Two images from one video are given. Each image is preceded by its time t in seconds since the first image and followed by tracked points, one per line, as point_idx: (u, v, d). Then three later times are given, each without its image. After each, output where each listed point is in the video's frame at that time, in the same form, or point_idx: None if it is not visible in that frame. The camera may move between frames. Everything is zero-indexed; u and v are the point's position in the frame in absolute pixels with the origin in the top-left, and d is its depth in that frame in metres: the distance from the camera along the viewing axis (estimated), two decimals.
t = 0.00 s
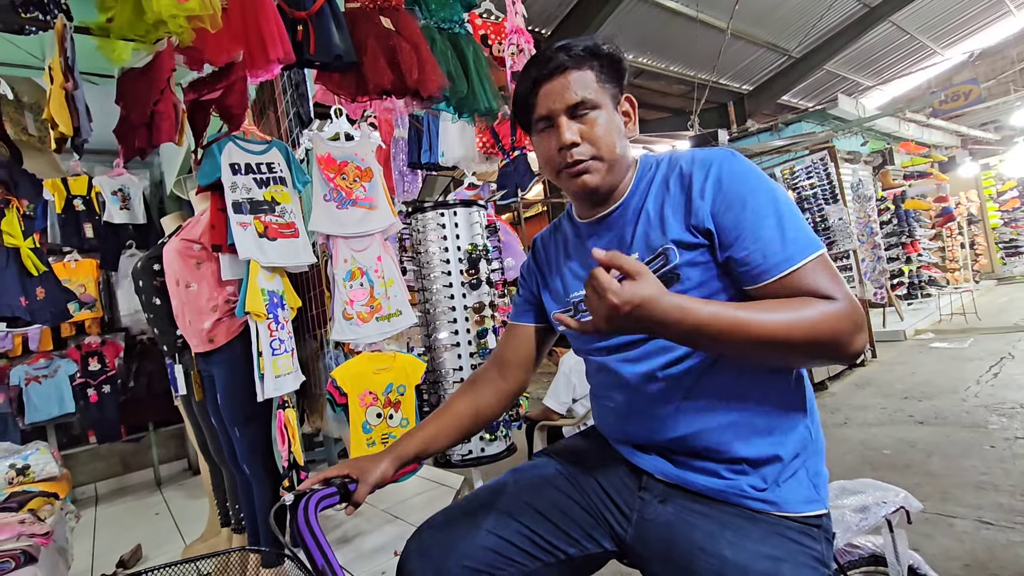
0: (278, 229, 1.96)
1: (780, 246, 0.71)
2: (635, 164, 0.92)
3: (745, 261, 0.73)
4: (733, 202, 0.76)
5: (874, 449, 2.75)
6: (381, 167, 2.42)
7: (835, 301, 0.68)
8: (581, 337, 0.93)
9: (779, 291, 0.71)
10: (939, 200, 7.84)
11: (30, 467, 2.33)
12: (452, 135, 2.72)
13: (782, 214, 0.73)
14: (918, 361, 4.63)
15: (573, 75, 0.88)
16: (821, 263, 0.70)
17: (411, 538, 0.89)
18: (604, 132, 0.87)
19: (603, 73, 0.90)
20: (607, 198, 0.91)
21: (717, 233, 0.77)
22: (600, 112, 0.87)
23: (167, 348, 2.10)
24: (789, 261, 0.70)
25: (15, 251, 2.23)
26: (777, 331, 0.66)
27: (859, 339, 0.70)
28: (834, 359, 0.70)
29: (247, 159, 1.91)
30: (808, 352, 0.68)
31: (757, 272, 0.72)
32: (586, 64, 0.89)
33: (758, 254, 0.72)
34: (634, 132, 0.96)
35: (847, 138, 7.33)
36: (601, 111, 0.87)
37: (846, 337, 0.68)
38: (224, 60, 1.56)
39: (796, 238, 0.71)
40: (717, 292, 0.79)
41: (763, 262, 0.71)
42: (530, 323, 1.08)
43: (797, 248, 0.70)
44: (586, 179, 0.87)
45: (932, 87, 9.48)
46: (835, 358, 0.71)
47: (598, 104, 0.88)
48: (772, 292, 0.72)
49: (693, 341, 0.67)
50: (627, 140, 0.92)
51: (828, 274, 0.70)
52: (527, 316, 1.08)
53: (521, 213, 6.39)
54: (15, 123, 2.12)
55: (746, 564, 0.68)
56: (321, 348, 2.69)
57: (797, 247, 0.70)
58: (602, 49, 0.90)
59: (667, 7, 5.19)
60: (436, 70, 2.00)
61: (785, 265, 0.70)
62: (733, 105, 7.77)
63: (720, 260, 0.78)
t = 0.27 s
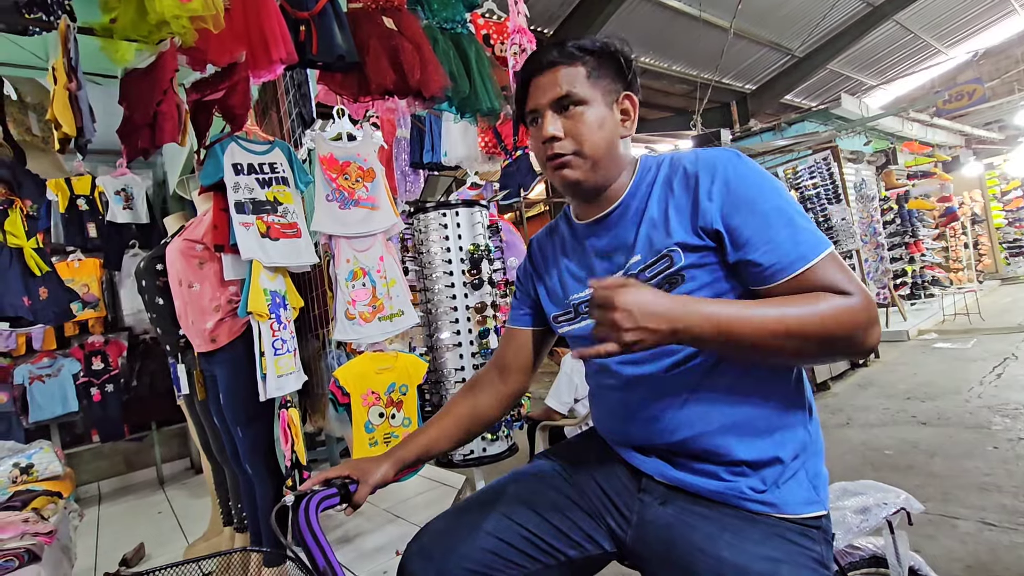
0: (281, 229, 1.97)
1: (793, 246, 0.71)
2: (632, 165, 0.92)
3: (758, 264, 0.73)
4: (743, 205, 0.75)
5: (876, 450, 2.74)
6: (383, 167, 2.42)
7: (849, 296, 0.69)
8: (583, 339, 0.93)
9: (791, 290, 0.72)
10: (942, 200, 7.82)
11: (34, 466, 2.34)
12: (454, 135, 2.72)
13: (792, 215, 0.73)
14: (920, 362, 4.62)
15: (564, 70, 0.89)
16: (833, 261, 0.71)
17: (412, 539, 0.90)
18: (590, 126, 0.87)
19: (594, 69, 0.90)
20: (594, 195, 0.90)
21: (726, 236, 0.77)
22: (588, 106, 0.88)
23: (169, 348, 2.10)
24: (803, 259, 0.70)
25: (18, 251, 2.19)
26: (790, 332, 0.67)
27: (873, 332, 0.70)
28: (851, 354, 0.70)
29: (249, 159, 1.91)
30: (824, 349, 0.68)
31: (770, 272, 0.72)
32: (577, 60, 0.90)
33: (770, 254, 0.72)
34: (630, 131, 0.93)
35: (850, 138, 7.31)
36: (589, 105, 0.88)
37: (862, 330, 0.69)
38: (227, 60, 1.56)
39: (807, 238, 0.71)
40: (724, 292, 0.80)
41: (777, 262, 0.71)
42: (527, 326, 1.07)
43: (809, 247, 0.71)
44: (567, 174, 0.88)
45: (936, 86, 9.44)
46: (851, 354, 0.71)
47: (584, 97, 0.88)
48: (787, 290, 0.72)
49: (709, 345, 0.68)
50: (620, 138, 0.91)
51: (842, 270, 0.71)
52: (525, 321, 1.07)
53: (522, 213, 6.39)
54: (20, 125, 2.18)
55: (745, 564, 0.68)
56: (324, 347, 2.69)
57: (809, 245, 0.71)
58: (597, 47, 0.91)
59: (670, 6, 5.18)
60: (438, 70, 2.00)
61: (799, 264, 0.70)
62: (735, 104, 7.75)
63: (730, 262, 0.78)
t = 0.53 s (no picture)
0: (285, 227, 1.97)
1: (795, 253, 0.70)
2: (642, 156, 0.93)
3: (758, 268, 0.73)
4: (746, 208, 0.75)
5: (880, 449, 2.74)
6: (387, 166, 2.43)
7: (842, 320, 0.68)
8: (585, 336, 0.92)
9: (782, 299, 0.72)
10: (947, 199, 7.79)
11: (40, 463, 2.35)
12: (458, 132, 2.75)
13: (796, 220, 0.72)
14: (925, 361, 4.61)
15: (591, 49, 0.93)
16: (836, 272, 0.70)
17: (416, 538, 0.90)
18: (608, 103, 0.89)
19: (623, 56, 0.93)
20: (602, 174, 0.91)
21: (728, 237, 0.76)
22: (609, 84, 0.90)
23: (174, 345, 2.11)
24: (801, 268, 0.69)
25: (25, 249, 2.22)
26: (780, 372, 0.67)
27: (875, 346, 0.69)
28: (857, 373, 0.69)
29: (253, 158, 1.92)
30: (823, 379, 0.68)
31: (769, 278, 0.72)
32: (609, 45, 0.93)
33: (770, 260, 0.71)
34: (648, 125, 0.95)
35: (854, 136, 7.29)
36: (610, 84, 0.90)
37: (861, 351, 0.68)
38: (231, 60, 1.56)
39: (810, 245, 0.70)
40: (727, 296, 0.79)
41: (777, 268, 0.71)
42: (534, 325, 1.08)
43: (810, 256, 0.70)
44: (581, 144, 0.89)
45: (940, 85, 9.41)
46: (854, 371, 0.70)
47: (610, 76, 0.90)
48: (782, 297, 0.72)
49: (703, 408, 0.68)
50: (637, 124, 0.92)
51: (842, 287, 0.69)
52: (532, 320, 1.08)
53: (525, 212, 6.40)
54: (25, 123, 2.15)
55: (749, 562, 0.67)
56: (327, 346, 2.70)
57: (810, 254, 0.70)
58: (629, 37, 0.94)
59: (673, 5, 5.17)
60: (442, 69, 2.00)
61: (798, 272, 0.70)
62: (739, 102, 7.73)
63: (731, 266, 0.77)
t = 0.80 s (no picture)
0: (288, 226, 1.97)
1: (800, 252, 0.70)
2: (647, 153, 0.93)
3: (763, 266, 0.72)
4: (751, 206, 0.75)
5: (884, 449, 2.73)
6: (390, 165, 2.44)
7: (845, 321, 0.67)
8: (590, 333, 0.93)
9: (786, 298, 0.72)
10: (951, 198, 7.76)
11: (44, 461, 2.36)
12: (460, 132, 2.78)
13: (802, 219, 0.72)
14: (929, 360, 4.59)
15: (595, 46, 0.93)
16: (842, 272, 0.70)
17: (418, 538, 0.90)
18: (612, 100, 0.88)
19: (626, 52, 0.93)
20: (607, 172, 0.91)
21: (733, 236, 0.76)
22: (613, 81, 0.90)
23: (178, 344, 2.12)
24: (807, 267, 0.69)
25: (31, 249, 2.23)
26: (779, 370, 0.68)
27: (880, 348, 0.68)
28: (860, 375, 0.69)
29: (257, 157, 1.93)
30: (822, 380, 0.68)
31: (774, 277, 0.72)
32: (612, 41, 0.93)
33: (775, 258, 0.71)
34: (653, 120, 0.95)
35: (858, 135, 7.27)
36: (614, 81, 0.89)
37: (865, 353, 0.67)
38: (235, 59, 1.57)
39: (815, 244, 0.69)
40: (731, 293, 0.79)
41: (782, 266, 0.71)
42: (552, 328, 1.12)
43: (815, 256, 0.69)
44: (584, 142, 0.88)
45: (945, 83, 9.37)
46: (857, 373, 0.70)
47: (613, 73, 0.90)
48: (786, 296, 0.72)
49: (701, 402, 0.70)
50: (641, 121, 0.92)
51: (846, 288, 0.69)
52: (553, 322, 1.12)
53: (527, 211, 6.40)
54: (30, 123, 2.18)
55: (750, 562, 0.68)
56: (330, 345, 2.71)
57: (816, 254, 0.69)
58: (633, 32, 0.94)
59: (677, 4, 5.16)
60: (445, 68, 2.00)
61: (804, 271, 0.69)
62: (742, 101, 7.72)
63: (735, 264, 0.77)
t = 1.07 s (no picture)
0: (292, 226, 1.98)
1: (799, 250, 0.70)
2: (656, 150, 0.93)
3: (764, 262, 0.73)
4: (754, 203, 0.75)
5: (888, 448, 2.73)
6: (393, 165, 2.45)
7: (845, 319, 0.67)
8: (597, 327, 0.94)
9: (786, 294, 0.72)
10: (955, 198, 7.74)
11: (51, 459, 2.38)
12: (463, 132, 2.80)
13: (804, 216, 0.72)
14: (932, 360, 4.58)
15: (599, 46, 0.92)
16: (843, 272, 0.69)
17: (424, 534, 0.91)
18: (618, 102, 0.88)
19: (631, 49, 0.92)
20: (619, 173, 0.92)
21: (737, 232, 0.77)
22: (619, 82, 0.89)
23: (183, 343, 2.13)
24: (805, 264, 0.69)
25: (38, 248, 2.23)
26: (771, 353, 0.67)
27: (877, 351, 0.68)
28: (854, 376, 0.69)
29: (261, 157, 1.94)
30: (813, 373, 0.68)
31: (774, 273, 0.72)
32: (617, 39, 0.92)
33: (775, 255, 0.71)
34: (661, 117, 0.94)
35: (861, 134, 7.25)
36: (620, 82, 0.89)
37: (859, 353, 0.67)
38: (240, 59, 1.57)
39: (815, 242, 0.69)
40: (734, 291, 0.79)
41: (782, 263, 0.71)
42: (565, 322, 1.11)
43: (814, 253, 0.69)
44: (593, 146, 0.90)
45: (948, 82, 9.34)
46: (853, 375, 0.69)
47: (617, 72, 0.90)
48: (786, 292, 0.72)
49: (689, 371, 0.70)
50: (649, 119, 0.92)
51: (847, 286, 0.69)
52: (561, 317, 1.12)
53: (530, 211, 6.41)
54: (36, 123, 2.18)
55: (757, 559, 0.68)
56: (334, 344, 2.72)
57: (816, 251, 0.69)
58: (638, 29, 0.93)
59: (679, 3, 5.16)
60: (448, 68, 2.01)
61: (802, 268, 0.69)
62: (745, 101, 7.72)
63: (740, 261, 0.77)
